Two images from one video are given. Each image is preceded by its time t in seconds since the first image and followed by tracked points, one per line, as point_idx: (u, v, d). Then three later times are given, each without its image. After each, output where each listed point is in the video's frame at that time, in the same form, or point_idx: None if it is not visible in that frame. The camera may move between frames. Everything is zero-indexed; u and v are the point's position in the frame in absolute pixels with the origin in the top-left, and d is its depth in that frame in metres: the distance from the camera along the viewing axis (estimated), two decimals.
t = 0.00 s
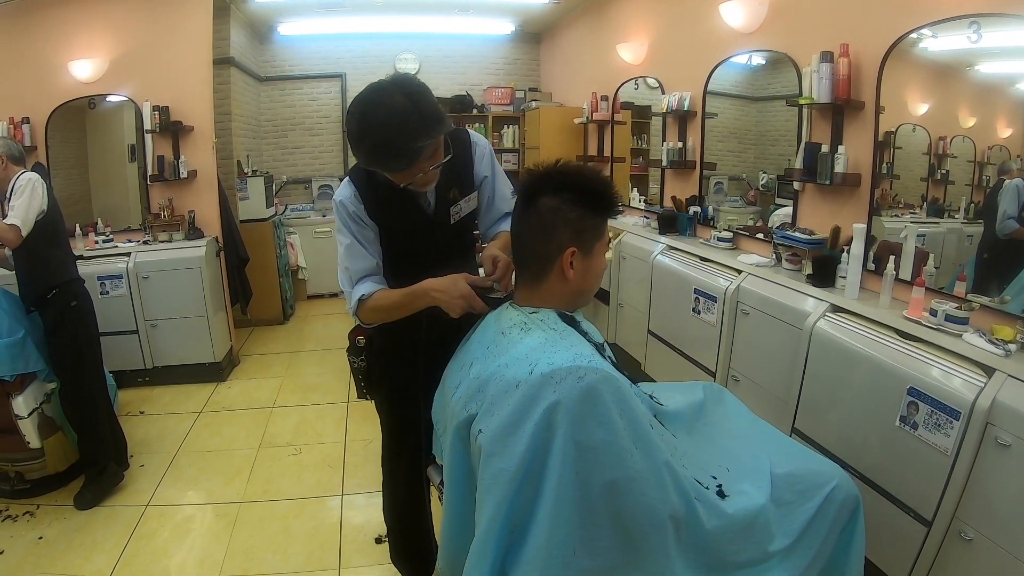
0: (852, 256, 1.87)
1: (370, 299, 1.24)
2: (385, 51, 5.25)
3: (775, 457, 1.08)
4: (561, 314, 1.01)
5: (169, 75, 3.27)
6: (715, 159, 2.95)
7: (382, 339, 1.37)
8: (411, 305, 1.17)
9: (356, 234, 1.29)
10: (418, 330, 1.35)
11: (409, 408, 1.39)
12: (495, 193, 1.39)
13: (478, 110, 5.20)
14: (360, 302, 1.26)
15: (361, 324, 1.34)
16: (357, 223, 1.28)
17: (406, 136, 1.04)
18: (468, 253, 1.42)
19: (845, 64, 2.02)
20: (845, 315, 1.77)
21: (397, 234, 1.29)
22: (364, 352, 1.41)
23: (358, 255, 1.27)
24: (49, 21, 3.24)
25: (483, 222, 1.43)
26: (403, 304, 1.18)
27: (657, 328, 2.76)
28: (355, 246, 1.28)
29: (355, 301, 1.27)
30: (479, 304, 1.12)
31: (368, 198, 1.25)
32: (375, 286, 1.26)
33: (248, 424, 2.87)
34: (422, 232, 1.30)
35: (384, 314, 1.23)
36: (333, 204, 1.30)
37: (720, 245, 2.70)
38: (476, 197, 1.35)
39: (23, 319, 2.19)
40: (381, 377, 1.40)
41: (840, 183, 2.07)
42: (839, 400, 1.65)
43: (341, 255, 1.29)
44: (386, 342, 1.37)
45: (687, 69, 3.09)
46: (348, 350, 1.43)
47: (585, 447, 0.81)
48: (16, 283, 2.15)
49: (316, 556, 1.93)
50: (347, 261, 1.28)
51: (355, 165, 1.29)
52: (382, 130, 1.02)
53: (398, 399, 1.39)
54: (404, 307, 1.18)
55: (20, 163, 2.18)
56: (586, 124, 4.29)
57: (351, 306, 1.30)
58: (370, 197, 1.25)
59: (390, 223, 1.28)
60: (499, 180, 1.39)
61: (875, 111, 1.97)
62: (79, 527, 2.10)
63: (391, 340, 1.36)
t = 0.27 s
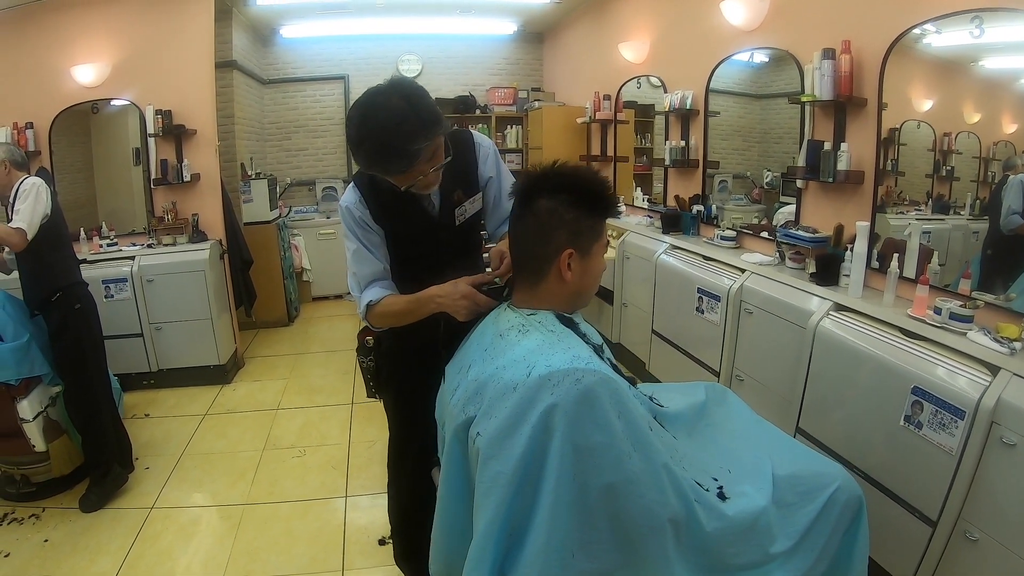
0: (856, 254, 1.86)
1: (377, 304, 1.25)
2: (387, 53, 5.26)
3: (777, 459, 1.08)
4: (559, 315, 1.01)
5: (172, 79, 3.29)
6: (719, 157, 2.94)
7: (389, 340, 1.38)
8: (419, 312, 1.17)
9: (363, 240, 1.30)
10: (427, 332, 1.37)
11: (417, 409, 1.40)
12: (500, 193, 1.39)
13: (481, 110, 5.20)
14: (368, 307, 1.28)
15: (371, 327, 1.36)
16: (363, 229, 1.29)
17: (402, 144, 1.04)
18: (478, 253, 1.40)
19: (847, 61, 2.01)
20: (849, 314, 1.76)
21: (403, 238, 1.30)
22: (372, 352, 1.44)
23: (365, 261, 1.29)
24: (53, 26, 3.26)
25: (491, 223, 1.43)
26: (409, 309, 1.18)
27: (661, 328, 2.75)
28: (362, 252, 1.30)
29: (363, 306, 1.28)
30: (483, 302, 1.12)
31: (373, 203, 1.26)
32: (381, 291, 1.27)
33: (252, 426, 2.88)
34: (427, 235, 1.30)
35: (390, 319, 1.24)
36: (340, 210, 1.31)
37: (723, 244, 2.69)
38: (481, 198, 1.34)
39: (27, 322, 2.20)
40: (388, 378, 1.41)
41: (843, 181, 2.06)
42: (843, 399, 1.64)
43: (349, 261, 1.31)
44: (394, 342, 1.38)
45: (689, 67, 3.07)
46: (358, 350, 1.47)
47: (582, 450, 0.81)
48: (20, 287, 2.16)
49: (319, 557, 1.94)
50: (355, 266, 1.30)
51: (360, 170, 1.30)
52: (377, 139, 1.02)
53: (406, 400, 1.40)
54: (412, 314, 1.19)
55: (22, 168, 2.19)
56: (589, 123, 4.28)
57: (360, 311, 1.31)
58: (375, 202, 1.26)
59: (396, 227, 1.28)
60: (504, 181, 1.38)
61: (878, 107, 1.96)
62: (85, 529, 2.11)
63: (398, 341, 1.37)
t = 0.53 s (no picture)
0: (861, 248, 1.84)
1: (380, 298, 1.25)
2: (390, 49, 5.24)
3: (782, 454, 1.06)
4: (560, 308, 0.99)
5: (173, 76, 3.28)
6: (723, 152, 2.91)
7: (394, 335, 1.38)
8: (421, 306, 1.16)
9: (368, 233, 1.30)
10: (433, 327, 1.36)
11: (422, 404, 1.40)
12: (506, 185, 1.36)
13: (483, 106, 5.17)
14: (372, 301, 1.27)
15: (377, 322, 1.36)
16: (368, 222, 1.29)
17: (395, 137, 1.02)
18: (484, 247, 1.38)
19: (852, 52, 1.98)
20: (855, 308, 1.74)
21: (407, 231, 1.29)
22: (379, 347, 1.43)
23: (368, 254, 1.29)
24: (54, 24, 3.25)
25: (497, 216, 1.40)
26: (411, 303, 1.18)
27: (665, 323, 2.74)
28: (366, 245, 1.29)
29: (367, 300, 1.28)
30: (484, 289, 1.11)
31: (377, 196, 1.25)
32: (385, 285, 1.26)
33: (254, 423, 2.88)
34: (432, 228, 1.28)
35: (391, 313, 1.23)
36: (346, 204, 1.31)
37: (727, 238, 2.66)
38: (486, 190, 1.32)
39: (29, 319, 2.21)
40: (393, 372, 1.41)
41: (848, 174, 2.03)
42: (848, 394, 1.63)
43: (353, 254, 1.31)
44: (400, 337, 1.37)
45: (692, 61, 3.05)
46: (365, 344, 1.47)
47: (584, 445, 0.80)
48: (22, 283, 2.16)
49: (321, 555, 1.93)
50: (359, 260, 1.30)
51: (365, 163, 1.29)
52: (370, 134, 1.02)
53: (412, 395, 1.39)
54: (415, 307, 1.18)
55: (23, 166, 2.18)
56: (592, 118, 4.26)
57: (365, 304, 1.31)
58: (379, 195, 1.25)
59: (399, 220, 1.27)
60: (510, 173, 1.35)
61: (883, 100, 1.93)
62: (88, 526, 2.11)
63: (403, 336, 1.36)
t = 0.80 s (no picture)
0: (859, 241, 1.83)
1: (376, 289, 1.23)
2: (385, 45, 5.21)
3: (781, 448, 1.06)
4: (557, 302, 0.99)
5: (167, 74, 3.26)
6: (720, 145, 2.91)
7: (398, 329, 1.37)
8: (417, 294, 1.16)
9: (366, 226, 1.29)
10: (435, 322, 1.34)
11: (424, 399, 1.40)
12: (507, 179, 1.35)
13: (480, 102, 5.15)
14: (368, 293, 1.25)
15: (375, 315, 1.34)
16: (367, 215, 1.28)
17: (392, 132, 1.02)
18: (483, 242, 1.37)
19: (849, 45, 1.97)
20: (853, 301, 1.74)
21: (406, 224, 1.28)
22: (382, 342, 1.41)
23: (366, 247, 1.27)
24: (46, 22, 3.23)
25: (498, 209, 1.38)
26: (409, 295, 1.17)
27: (663, 317, 2.73)
28: (364, 237, 1.28)
29: (363, 292, 1.26)
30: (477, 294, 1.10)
31: (375, 189, 1.24)
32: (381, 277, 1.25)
33: (253, 421, 2.87)
34: (430, 221, 1.27)
35: (387, 304, 1.21)
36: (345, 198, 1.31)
37: (725, 232, 2.66)
38: (486, 184, 1.31)
39: (25, 318, 2.20)
40: (396, 367, 1.40)
41: (846, 166, 2.03)
42: (847, 387, 1.63)
43: (351, 247, 1.30)
44: (402, 332, 1.37)
45: (689, 55, 3.04)
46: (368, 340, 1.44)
47: (582, 440, 0.79)
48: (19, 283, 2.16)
49: (321, 552, 1.93)
50: (356, 252, 1.28)
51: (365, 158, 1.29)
52: (368, 129, 1.02)
53: (414, 390, 1.40)
54: (413, 297, 1.17)
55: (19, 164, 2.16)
56: (589, 113, 4.24)
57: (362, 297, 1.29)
58: (377, 188, 1.25)
59: (398, 213, 1.26)
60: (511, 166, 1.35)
61: (881, 92, 1.92)
62: (86, 526, 2.11)
63: (406, 330, 1.36)
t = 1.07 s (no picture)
0: (858, 238, 1.83)
1: (386, 293, 1.23)
2: (378, 44, 5.19)
3: (785, 446, 1.06)
4: (562, 303, 0.98)
5: (160, 74, 3.23)
6: (715, 143, 2.91)
7: (402, 330, 1.36)
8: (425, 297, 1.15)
9: (371, 228, 1.28)
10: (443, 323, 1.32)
11: (427, 401, 1.39)
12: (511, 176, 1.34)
13: (473, 101, 5.13)
14: (378, 296, 1.26)
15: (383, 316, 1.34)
16: (371, 217, 1.28)
17: (391, 131, 1.01)
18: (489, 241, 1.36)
19: (847, 42, 1.97)
20: (853, 298, 1.74)
21: (411, 225, 1.26)
22: (387, 343, 1.40)
23: (372, 249, 1.28)
24: (37, 22, 3.19)
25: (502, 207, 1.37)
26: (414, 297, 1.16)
27: (660, 316, 2.73)
28: (369, 240, 1.28)
29: (373, 295, 1.26)
30: (485, 291, 1.10)
31: (379, 190, 1.23)
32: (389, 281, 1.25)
33: (249, 424, 2.85)
34: (436, 221, 1.26)
35: (397, 307, 1.22)
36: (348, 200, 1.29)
37: (722, 230, 2.66)
38: (489, 183, 1.30)
39: (18, 323, 2.17)
40: (400, 367, 1.39)
41: (844, 164, 2.03)
42: (847, 384, 1.63)
43: (357, 249, 1.29)
44: (409, 331, 1.35)
45: (684, 53, 3.03)
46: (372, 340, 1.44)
47: (589, 442, 0.79)
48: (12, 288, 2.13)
49: (321, 556, 1.92)
50: (363, 255, 1.29)
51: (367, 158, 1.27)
52: (368, 128, 1.01)
53: (418, 391, 1.39)
54: (418, 299, 1.16)
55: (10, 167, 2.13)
56: (584, 111, 4.24)
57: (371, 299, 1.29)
58: (380, 190, 1.23)
59: (402, 215, 1.25)
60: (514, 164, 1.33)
61: (878, 88, 1.92)
62: (83, 532, 2.09)
63: (411, 331, 1.35)
